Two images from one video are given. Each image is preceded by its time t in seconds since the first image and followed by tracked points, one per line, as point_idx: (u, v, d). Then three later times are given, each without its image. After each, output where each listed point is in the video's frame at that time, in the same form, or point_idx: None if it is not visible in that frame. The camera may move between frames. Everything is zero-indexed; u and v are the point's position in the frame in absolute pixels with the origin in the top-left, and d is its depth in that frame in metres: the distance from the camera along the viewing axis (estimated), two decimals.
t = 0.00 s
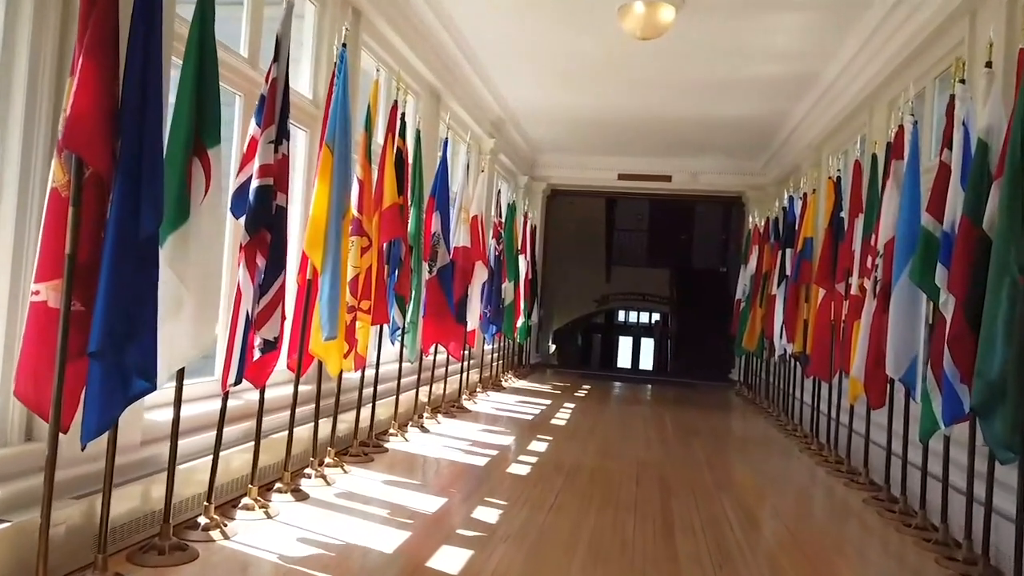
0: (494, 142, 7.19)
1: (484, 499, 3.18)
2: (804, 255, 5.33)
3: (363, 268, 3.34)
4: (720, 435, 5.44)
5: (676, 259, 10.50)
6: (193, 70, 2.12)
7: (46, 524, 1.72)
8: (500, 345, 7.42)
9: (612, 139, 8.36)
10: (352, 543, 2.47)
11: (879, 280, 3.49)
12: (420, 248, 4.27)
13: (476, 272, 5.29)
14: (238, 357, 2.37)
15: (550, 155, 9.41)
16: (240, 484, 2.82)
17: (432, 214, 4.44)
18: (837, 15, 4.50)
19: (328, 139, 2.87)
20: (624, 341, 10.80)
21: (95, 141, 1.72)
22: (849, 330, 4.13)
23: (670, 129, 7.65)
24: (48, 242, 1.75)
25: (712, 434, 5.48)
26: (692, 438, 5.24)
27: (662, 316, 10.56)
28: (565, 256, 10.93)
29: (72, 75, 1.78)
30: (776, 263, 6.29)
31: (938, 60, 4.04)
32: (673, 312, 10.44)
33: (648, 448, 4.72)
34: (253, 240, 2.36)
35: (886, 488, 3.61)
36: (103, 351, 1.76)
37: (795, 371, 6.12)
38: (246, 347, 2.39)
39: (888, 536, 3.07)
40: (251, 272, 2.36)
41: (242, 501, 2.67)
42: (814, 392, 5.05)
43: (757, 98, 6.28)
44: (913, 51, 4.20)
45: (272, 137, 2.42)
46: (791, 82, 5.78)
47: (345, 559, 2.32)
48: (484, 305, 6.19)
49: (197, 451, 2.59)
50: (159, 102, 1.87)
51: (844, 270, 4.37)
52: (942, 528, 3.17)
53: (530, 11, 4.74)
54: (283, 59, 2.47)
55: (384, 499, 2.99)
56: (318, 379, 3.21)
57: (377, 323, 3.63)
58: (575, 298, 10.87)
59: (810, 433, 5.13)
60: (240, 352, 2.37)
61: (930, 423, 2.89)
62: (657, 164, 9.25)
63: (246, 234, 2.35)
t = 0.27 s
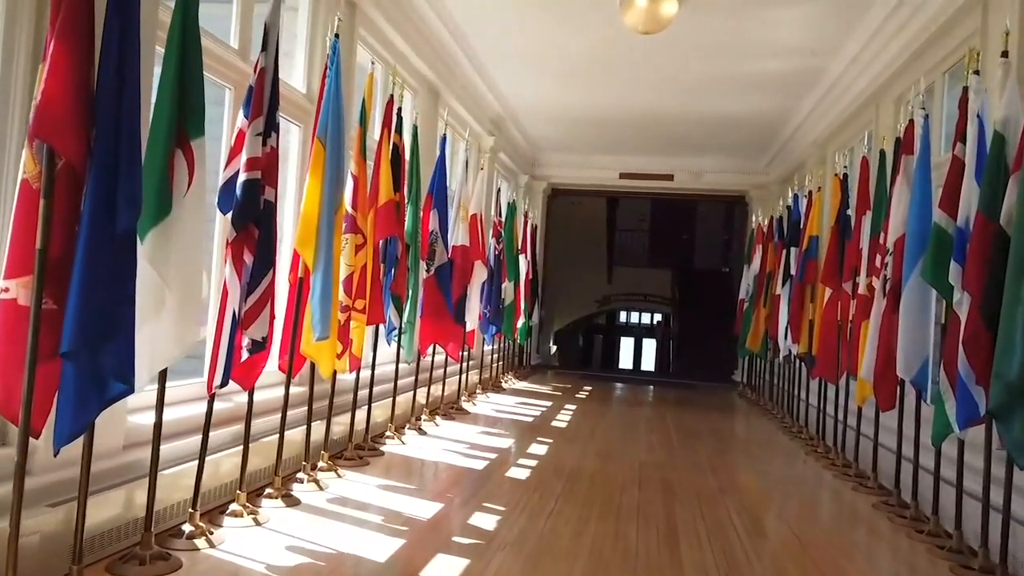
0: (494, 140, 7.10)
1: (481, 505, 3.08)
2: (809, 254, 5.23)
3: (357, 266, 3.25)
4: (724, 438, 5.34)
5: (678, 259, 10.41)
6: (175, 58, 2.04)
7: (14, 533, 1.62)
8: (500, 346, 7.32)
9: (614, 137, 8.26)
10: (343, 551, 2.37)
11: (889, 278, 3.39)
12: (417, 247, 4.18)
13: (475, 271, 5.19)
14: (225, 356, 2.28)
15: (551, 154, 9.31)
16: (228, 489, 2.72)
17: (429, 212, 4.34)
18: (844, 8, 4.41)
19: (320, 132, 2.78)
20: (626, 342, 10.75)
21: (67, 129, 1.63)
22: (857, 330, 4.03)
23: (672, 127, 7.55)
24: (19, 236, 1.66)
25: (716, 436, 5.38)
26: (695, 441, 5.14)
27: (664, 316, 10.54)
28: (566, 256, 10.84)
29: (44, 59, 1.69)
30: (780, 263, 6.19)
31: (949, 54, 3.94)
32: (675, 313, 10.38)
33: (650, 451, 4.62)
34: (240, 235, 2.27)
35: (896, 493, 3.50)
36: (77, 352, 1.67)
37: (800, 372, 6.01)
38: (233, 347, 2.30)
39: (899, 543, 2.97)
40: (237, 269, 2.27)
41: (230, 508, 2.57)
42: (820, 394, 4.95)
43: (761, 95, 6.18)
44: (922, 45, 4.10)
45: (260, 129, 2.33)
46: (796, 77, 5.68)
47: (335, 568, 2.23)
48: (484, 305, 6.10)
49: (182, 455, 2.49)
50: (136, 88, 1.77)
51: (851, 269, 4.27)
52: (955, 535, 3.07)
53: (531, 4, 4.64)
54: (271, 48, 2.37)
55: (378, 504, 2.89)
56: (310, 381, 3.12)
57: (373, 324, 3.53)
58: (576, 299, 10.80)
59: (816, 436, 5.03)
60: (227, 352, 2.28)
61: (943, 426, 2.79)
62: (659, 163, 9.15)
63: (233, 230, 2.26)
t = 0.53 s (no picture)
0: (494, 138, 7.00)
1: (478, 511, 2.97)
2: (815, 253, 5.12)
3: (351, 264, 3.15)
4: (729, 441, 5.23)
5: (680, 258, 10.30)
6: (154, 41, 1.93)
7: None
8: (500, 347, 7.22)
9: (616, 136, 8.16)
10: (333, 561, 2.26)
11: (899, 277, 3.29)
12: (414, 245, 4.07)
13: (474, 271, 5.09)
14: (209, 357, 2.18)
15: (552, 153, 9.21)
16: (213, 496, 2.62)
17: (426, 209, 4.23)
18: None
19: (312, 123, 2.67)
20: (627, 342, 10.67)
21: (30, 112, 1.53)
22: (865, 331, 3.93)
23: (674, 125, 7.45)
24: None
25: (720, 439, 5.28)
26: (699, 444, 5.03)
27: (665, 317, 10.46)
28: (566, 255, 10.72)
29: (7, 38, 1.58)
30: (785, 262, 6.09)
31: (960, 46, 3.83)
32: (676, 313, 10.26)
33: (653, 454, 4.51)
34: (224, 229, 2.17)
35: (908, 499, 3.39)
36: (45, 353, 1.57)
37: (805, 374, 5.90)
38: (217, 348, 2.20)
39: (912, 551, 2.86)
40: (222, 265, 2.17)
41: (216, 515, 2.47)
42: (826, 396, 4.84)
43: (765, 91, 6.08)
44: (932, 37, 3.99)
45: (246, 119, 2.22)
46: (801, 73, 5.58)
47: None
48: (483, 305, 6.00)
49: (163, 461, 2.38)
50: (110, 71, 1.67)
51: (859, 267, 4.17)
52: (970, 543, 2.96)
53: None
54: (256, 35, 2.27)
55: (371, 511, 2.78)
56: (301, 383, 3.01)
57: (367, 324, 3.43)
58: (575, 300, 10.68)
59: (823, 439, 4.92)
60: (211, 352, 2.18)
61: (958, 430, 2.69)
62: (661, 162, 9.05)
63: (216, 225, 2.16)
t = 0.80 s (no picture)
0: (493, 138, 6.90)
1: (476, 522, 2.86)
2: (820, 254, 5.02)
3: (344, 265, 3.04)
4: (733, 446, 5.11)
5: (681, 258, 10.20)
6: (132, 28, 1.83)
7: None
8: (500, 349, 7.12)
9: (617, 136, 8.05)
10: None
11: (911, 277, 3.18)
12: (410, 246, 3.97)
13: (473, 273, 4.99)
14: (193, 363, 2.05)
15: (553, 153, 9.11)
16: (198, 507, 2.51)
17: (423, 209, 4.13)
18: None
19: (301, 118, 2.57)
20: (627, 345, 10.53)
21: None
22: (875, 334, 3.83)
23: (677, 125, 7.34)
24: None
25: (724, 444, 5.16)
26: (703, 449, 4.92)
27: (667, 319, 10.30)
28: (567, 255, 10.62)
29: None
30: (789, 264, 5.99)
31: (971, 41, 3.71)
32: (679, 315, 10.14)
33: (656, 461, 4.40)
34: (208, 229, 2.08)
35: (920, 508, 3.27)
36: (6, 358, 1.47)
37: (811, 377, 5.79)
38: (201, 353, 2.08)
39: (926, 564, 2.74)
40: (205, 266, 2.06)
41: (201, 528, 2.37)
42: (833, 400, 4.73)
43: (769, 90, 5.97)
44: (942, 33, 3.87)
45: (230, 112, 2.12)
46: (806, 71, 5.48)
47: None
48: (482, 307, 5.89)
49: (144, 471, 2.27)
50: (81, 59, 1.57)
51: (867, 269, 4.06)
52: (986, 555, 2.84)
53: None
54: (242, 26, 2.17)
55: (364, 522, 2.68)
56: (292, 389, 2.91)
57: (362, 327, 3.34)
58: (576, 301, 10.60)
59: (829, 444, 4.81)
60: (195, 357, 2.05)
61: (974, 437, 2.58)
62: (663, 162, 8.94)
63: (199, 224, 2.06)
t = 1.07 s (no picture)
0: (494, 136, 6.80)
1: (473, 532, 2.75)
2: (827, 255, 4.91)
3: (337, 266, 2.94)
4: (739, 451, 4.99)
5: (685, 262, 10.41)
6: (109, 17, 1.74)
7: None
8: (500, 351, 7.02)
9: (619, 135, 7.95)
10: None
11: (923, 279, 3.08)
12: (407, 245, 3.88)
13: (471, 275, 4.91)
14: (175, 368, 1.97)
15: (554, 152, 9.01)
16: (181, 519, 2.41)
17: (421, 208, 4.04)
18: None
19: (291, 113, 2.47)
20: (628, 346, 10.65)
21: None
22: (884, 336, 3.73)
23: (679, 123, 7.23)
24: None
25: (729, 449, 5.05)
26: (707, 454, 4.81)
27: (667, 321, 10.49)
28: (572, 257, 10.80)
29: None
30: (794, 264, 5.89)
31: (985, 34, 3.59)
32: (680, 317, 10.21)
33: (659, 466, 4.29)
34: (192, 226, 1.98)
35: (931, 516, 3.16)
36: None
37: (816, 380, 5.69)
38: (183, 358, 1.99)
39: None
40: (188, 267, 1.97)
41: (185, 540, 2.26)
42: (840, 404, 4.63)
43: (774, 87, 5.86)
44: (951, 29, 3.78)
45: (215, 105, 2.02)
46: (812, 68, 5.37)
47: None
48: (481, 308, 5.79)
49: (122, 482, 2.17)
50: (49, 46, 1.49)
51: (875, 270, 3.97)
52: (1004, 567, 2.73)
53: None
54: (227, 15, 2.07)
55: (356, 533, 2.57)
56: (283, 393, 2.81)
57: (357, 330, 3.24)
58: (580, 301, 10.65)
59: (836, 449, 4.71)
60: (177, 363, 1.97)
61: (991, 445, 2.47)
62: (666, 161, 8.83)
63: (182, 223, 1.96)
